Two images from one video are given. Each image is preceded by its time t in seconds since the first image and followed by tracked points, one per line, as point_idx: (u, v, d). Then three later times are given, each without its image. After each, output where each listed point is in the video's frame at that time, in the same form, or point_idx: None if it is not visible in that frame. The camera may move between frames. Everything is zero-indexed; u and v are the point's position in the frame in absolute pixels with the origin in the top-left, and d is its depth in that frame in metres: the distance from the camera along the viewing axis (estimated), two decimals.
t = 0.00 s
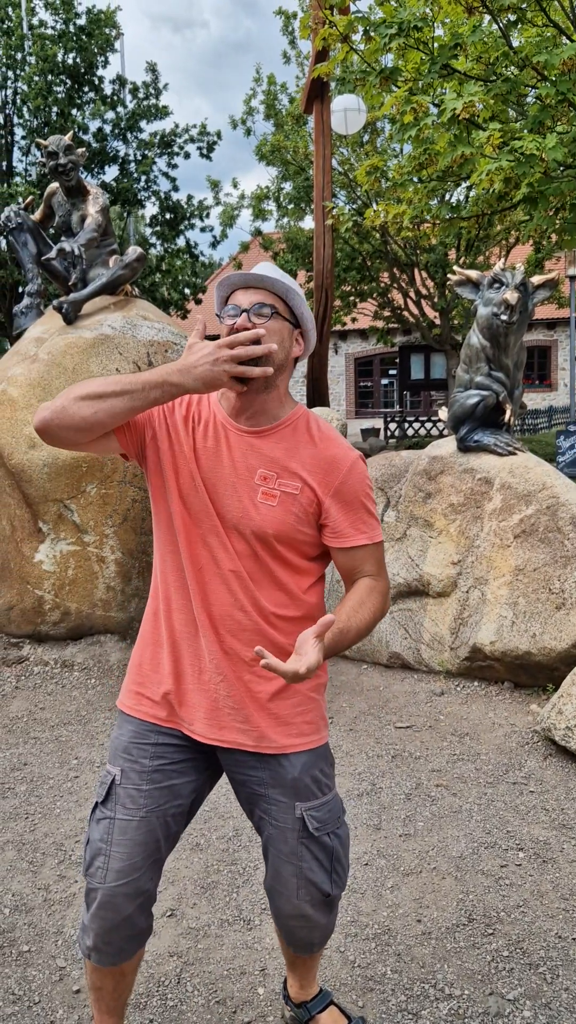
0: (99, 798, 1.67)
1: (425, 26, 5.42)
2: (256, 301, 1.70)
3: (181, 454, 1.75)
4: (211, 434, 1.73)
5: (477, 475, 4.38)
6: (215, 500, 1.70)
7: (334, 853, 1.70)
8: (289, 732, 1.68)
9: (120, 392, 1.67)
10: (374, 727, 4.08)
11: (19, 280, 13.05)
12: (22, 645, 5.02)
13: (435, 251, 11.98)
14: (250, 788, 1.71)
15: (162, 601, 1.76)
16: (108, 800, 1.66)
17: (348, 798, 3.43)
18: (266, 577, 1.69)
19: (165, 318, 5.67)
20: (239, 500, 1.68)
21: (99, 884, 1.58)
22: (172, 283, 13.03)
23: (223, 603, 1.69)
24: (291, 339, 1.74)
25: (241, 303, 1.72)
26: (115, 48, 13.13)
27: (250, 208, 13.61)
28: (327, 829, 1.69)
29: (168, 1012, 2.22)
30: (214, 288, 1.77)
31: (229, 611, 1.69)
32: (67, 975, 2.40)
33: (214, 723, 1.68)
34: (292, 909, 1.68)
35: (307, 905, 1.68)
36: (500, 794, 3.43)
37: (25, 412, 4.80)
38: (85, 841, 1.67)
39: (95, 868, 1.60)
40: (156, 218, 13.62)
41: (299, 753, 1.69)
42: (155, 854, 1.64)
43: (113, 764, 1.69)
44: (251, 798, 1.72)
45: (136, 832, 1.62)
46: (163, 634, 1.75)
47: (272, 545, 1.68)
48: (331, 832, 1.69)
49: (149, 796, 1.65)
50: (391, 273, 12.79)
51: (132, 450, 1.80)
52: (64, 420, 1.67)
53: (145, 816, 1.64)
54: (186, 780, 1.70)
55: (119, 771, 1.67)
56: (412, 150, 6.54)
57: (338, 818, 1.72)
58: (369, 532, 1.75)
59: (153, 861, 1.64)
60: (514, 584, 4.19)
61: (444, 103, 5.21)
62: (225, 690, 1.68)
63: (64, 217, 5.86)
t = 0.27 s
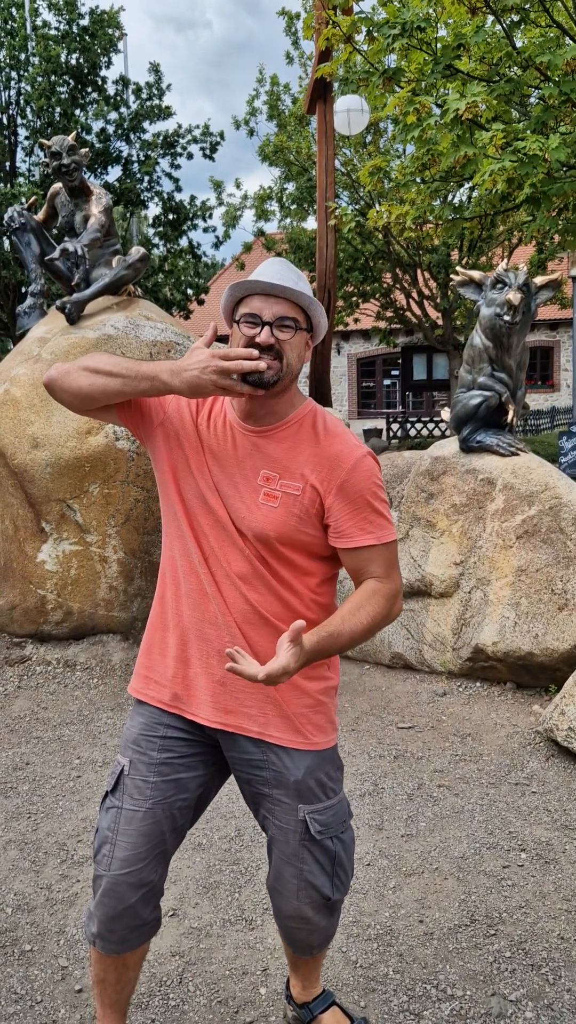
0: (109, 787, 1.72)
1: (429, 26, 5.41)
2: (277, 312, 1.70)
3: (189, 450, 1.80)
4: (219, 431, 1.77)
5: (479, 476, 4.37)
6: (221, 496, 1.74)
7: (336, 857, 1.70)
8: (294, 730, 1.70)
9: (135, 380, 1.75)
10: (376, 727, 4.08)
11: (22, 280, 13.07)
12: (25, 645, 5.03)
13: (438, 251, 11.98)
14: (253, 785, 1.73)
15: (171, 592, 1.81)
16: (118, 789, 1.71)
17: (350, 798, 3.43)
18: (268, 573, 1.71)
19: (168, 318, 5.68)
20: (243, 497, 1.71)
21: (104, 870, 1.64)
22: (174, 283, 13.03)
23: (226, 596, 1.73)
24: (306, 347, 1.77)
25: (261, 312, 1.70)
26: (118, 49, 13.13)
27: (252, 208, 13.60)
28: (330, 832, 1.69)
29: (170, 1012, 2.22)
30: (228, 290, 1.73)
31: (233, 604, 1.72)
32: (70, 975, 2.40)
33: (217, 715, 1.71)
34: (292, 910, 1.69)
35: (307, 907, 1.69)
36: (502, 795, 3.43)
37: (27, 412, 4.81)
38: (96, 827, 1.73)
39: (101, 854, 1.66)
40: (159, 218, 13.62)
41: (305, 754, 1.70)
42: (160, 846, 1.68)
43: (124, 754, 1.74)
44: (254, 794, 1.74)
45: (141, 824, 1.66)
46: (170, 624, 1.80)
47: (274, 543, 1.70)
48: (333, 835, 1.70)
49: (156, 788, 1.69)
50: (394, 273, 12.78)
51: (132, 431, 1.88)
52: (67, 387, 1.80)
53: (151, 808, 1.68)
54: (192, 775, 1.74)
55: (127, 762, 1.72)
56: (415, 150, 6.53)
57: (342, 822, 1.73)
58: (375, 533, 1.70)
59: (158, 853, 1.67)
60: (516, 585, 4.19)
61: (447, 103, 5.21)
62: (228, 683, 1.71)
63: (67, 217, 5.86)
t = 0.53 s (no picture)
0: (120, 786, 1.73)
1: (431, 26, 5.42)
2: (292, 314, 1.69)
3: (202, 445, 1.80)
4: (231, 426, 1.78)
5: (480, 476, 4.37)
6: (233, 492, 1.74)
7: (348, 857, 1.70)
8: (310, 725, 1.70)
9: (145, 369, 1.78)
10: (377, 727, 4.08)
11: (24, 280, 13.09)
12: (26, 645, 5.03)
13: (440, 252, 11.97)
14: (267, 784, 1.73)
15: (184, 588, 1.81)
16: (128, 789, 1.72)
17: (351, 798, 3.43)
18: (280, 568, 1.70)
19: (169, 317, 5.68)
20: (255, 493, 1.71)
21: (113, 869, 1.64)
22: (176, 283, 13.04)
23: (239, 590, 1.73)
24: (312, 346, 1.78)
25: (276, 314, 1.68)
26: (120, 49, 13.15)
27: (254, 208, 13.61)
28: (342, 832, 1.68)
29: (171, 1012, 2.22)
30: (236, 295, 1.68)
31: (246, 598, 1.72)
32: (70, 974, 2.40)
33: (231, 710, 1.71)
34: (302, 909, 1.68)
35: (317, 907, 1.68)
36: (503, 795, 3.42)
37: (29, 412, 4.81)
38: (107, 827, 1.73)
39: (111, 853, 1.66)
40: (160, 218, 13.63)
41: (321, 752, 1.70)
42: (170, 847, 1.68)
43: (135, 754, 1.74)
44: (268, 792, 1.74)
45: (152, 824, 1.66)
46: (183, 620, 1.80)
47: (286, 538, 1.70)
48: (346, 836, 1.69)
49: (167, 789, 1.69)
50: (396, 273, 12.78)
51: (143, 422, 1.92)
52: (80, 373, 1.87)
53: (162, 808, 1.68)
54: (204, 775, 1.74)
55: (139, 763, 1.72)
56: (417, 150, 6.54)
57: (355, 823, 1.72)
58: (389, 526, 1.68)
59: (167, 854, 1.68)
60: (517, 585, 4.19)
61: (449, 103, 5.21)
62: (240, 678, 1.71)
63: (68, 217, 5.87)
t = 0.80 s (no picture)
0: (142, 790, 1.71)
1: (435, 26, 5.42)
2: (302, 309, 1.69)
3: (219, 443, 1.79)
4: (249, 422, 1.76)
5: (485, 476, 4.36)
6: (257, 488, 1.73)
7: (374, 849, 1.72)
8: (345, 716, 1.71)
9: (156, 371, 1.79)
10: (381, 727, 4.08)
11: (28, 280, 13.11)
12: (29, 645, 5.04)
13: (444, 251, 11.96)
14: (301, 778, 1.73)
15: (205, 590, 1.79)
16: (151, 794, 1.70)
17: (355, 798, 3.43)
18: (308, 560, 1.72)
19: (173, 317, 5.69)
20: (282, 488, 1.72)
21: (135, 874, 1.64)
22: (180, 283, 13.05)
23: (268, 587, 1.72)
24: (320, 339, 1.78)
25: (287, 310, 1.68)
26: (124, 49, 13.16)
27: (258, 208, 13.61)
28: (371, 825, 1.71)
29: (174, 1012, 2.21)
30: (244, 295, 1.67)
31: (276, 594, 1.72)
32: (74, 974, 2.40)
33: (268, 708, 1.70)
34: (328, 902, 1.70)
35: (343, 899, 1.71)
36: (507, 796, 3.42)
37: (33, 412, 4.81)
38: (128, 829, 1.73)
39: (133, 858, 1.66)
40: (164, 218, 13.64)
41: (356, 746, 1.72)
42: (192, 852, 1.68)
43: (158, 760, 1.72)
44: (300, 788, 1.74)
45: (175, 830, 1.66)
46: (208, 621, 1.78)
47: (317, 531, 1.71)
48: (374, 828, 1.72)
49: (191, 795, 1.68)
50: (400, 273, 12.77)
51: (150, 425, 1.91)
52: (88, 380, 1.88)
53: (185, 814, 1.67)
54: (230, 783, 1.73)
55: (162, 769, 1.70)
56: (421, 149, 6.53)
57: (381, 815, 1.75)
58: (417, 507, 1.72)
59: (190, 859, 1.68)
60: (521, 586, 4.19)
61: (453, 103, 5.20)
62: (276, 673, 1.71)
63: (73, 217, 5.87)
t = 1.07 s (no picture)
0: (174, 791, 1.69)
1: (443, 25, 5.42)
2: (312, 303, 1.69)
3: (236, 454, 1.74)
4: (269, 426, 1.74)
5: (492, 476, 4.35)
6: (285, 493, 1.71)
7: (403, 840, 1.75)
8: (388, 695, 1.74)
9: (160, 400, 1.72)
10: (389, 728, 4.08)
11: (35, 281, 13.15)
12: (37, 645, 5.05)
13: (451, 251, 11.94)
14: (336, 771, 1.73)
15: (235, 604, 1.74)
16: (184, 795, 1.68)
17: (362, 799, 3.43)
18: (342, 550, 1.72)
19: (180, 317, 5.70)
20: (311, 487, 1.71)
21: (169, 875, 1.62)
22: (186, 283, 13.07)
23: (303, 589, 1.71)
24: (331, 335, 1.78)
25: (298, 303, 1.68)
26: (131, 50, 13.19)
27: (265, 209, 13.61)
28: (401, 815, 1.73)
29: (182, 1012, 2.21)
30: (255, 289, 1.67)
31: (314, 594, 1.71)
32: (81, 974, 2.40)
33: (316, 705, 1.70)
34: (357, 894, 1.71)
35: (372, 890, 1.72)
36: (515, 797, 3.41)
37: (41, 412, 4.82)
38: (157, 830, 1.70)
39: (166, 859, 1.64)
40: (171, 219, 13.66)
41: (392, 736, 1.74)
42: (225, 852, 1.66)
43: (190, 761, 1.70)
44: (334, 783, 1.74)
45: (209, 831, 1.64)
46: (241, 636, 1.74)
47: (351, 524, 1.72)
48: (404, 819, 1.74)
49: (226, 796, 1.67)
50: (407, 273, 12.76)
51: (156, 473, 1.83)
52: (86, 445, 1.79)
53: (219, 815, 1.65)
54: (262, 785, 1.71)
55: (196, 771, 1.68)
56: (428, 149, 6.53)
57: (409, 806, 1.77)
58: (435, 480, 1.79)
59: (222, 859, 1.66)
60: (529, 586, 4.18)
61: (460, 103, 5.20)
62: (321, 670, 1.71)
63: (80, 217, 5.89)
